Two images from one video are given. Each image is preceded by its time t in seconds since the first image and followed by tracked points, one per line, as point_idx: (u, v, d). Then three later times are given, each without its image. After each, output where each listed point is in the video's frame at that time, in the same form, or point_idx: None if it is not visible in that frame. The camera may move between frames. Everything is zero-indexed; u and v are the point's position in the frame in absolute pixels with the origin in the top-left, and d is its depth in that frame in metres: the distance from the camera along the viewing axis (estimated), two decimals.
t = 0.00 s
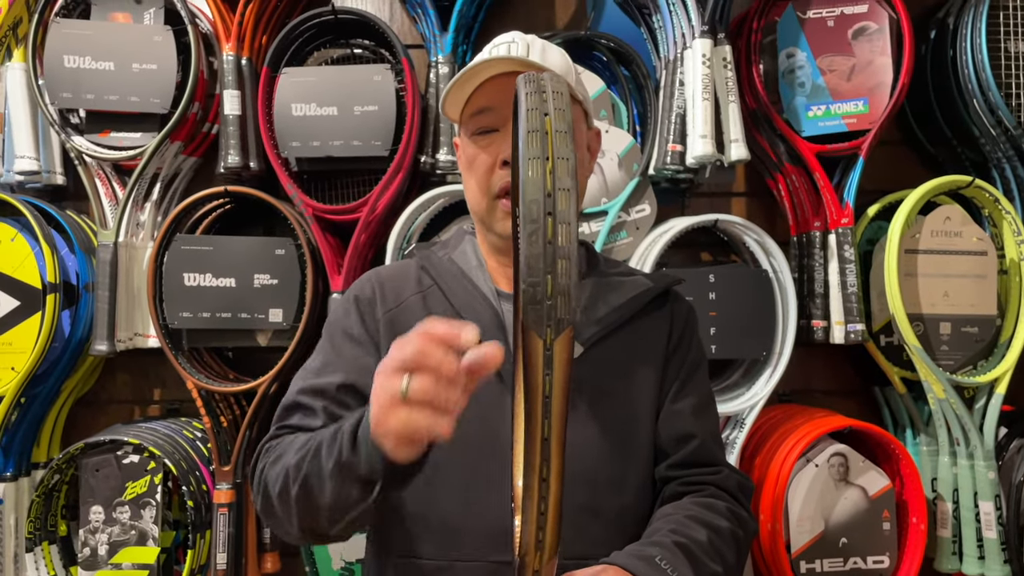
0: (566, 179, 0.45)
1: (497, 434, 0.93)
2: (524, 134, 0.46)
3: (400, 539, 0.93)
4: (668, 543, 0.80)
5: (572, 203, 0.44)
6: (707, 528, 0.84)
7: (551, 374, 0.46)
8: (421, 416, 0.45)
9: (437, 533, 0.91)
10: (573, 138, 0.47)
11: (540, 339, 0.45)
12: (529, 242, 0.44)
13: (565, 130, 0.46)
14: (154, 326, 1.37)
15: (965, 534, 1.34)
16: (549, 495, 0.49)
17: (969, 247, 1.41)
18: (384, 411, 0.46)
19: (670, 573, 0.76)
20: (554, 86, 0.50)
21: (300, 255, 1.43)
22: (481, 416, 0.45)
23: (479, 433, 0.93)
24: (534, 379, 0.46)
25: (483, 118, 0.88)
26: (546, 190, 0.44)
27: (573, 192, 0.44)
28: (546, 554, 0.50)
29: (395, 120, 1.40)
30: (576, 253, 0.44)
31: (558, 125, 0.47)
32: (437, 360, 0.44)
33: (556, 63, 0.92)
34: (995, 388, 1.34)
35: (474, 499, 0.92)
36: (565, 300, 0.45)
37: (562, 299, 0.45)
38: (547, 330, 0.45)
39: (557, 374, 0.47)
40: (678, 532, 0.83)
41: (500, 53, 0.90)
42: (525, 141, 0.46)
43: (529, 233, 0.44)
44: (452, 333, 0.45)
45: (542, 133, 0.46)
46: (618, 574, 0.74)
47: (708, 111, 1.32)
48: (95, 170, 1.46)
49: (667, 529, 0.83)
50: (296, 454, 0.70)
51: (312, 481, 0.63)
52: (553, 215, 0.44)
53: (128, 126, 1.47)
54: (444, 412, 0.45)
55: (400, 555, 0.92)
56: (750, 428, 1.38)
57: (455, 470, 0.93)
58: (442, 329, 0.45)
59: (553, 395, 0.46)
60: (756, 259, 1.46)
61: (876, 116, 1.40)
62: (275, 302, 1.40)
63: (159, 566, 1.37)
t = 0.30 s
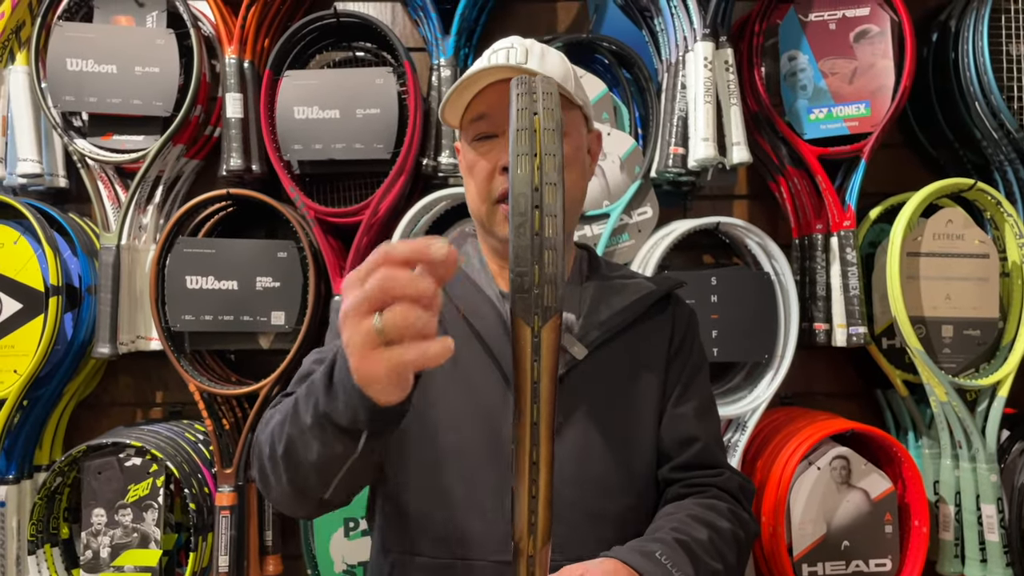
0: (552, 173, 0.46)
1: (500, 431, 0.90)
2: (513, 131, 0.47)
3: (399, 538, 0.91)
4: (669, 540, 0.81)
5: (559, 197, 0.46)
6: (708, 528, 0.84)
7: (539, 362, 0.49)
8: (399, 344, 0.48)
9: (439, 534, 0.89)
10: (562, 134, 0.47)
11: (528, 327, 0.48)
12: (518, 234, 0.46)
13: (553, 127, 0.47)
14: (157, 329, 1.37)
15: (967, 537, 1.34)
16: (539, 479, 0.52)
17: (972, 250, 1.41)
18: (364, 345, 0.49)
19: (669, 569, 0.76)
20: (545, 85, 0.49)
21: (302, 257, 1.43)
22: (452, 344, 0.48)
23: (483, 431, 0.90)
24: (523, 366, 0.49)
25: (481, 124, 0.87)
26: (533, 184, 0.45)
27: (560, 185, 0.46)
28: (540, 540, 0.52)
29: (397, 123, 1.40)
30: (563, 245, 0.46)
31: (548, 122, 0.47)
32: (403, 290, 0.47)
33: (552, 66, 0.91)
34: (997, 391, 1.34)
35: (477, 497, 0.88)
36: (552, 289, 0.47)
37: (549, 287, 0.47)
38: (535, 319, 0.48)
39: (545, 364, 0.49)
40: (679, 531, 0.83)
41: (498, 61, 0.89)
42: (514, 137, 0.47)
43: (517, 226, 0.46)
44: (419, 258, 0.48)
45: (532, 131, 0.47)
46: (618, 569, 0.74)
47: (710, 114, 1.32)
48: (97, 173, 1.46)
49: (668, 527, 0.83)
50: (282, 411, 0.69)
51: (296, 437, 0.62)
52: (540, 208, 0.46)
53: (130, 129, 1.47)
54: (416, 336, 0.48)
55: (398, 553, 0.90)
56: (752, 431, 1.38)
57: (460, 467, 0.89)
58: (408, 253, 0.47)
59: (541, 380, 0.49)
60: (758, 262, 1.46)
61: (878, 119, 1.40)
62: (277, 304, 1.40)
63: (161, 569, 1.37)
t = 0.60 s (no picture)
0: (548, 162, 0.45)
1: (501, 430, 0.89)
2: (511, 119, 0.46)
3: (406, 535, 0.84)
4: (662, 526, 0.78)
5: (555, 180, 0.44)
6: (701, 518, 0.83)
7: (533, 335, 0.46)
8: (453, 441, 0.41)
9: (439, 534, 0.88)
10: (558, 125, 0.46)
11: (523, 302, 0.45)
12: (514, 213, 0.44)
13: (549, 117, 0.46)
14: (158, 330, 1.37)
15: (968, 537, 1.34)
16: (530, 456, 0.48)
17: (972, 250, 1.41)
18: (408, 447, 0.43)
19: (662, 549, 0.73)
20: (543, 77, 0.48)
21: (303, 259, 1.43)
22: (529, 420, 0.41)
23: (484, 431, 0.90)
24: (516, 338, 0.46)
25: (475, 127, 0.87)
26: (528, 169, 0.44)
27: (555, 170, 0.44)
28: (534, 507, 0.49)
29: (397, 124, 1.40)
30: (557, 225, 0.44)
31: (544, 113, 0.46)
32: (460, 394, 0.40)
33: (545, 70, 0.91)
34: (998, 392, 1.34)
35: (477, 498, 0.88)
36: (547, 266, 0.45)
37: (544, 266, 0.45)
38: (530, 292, 0.45)
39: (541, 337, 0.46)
40: (672, 518, 0.81)
41: (490, 63, 0.88)
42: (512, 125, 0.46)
43: (513, 207, 0.45)
44: (474, 343, 0.40)
45: (529, 121, 0.46)
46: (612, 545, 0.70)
47: (710, 115, 1.32)
48: (98, 174, 1.46)
49: (662, 515, 0.81)
50: (298, 412, 0.64)
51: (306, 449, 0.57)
52: (536, 191, 0.44)
53: (130, 130, 1.48)
54: (477, 446, 0.41)
55: (401, 552, 0.84)
56: (752, 432, 1.38)
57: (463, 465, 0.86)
58: (464, 338, 0.39)
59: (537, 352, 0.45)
60: (758, 263, 1.46)
61: (879, 120, 1.40)
62: (278, 306, 1.41)
63: (162, 570, 1.37)
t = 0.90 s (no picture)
0: (570, 132, 0.43)
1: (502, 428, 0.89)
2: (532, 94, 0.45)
3: (412, 533, 0.84)
4: (667, 518, 0.78)
5: (577, 150, 0.43)
6: (704, 511, 0.83)
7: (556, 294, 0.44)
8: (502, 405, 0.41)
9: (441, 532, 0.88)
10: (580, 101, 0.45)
11: (545, 263, 0.43)
12: (536, 178, 0.42)
13: (570, 94, 0.44)
14: (158, 329, 1.37)
15: (970, 536, 1.33)
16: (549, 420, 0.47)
17: (973, 249, 1.41)
18: (451, 415, 0.43)
19: (668, 539, 0.73)
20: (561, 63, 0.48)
21: (303, 258, 1.43)
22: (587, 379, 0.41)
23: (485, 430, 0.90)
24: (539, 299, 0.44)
25: (479, 126, 0.85)
26: (551, 135, 0.42)
27: (578, 140, 0.43)
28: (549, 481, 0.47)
29: (398, 124, 1.40)
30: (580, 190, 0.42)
31: (565, 88, 0.45)
32: (519, 354, 0.39)
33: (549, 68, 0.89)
34: (999, 391, 1.34)
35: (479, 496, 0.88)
36: (569, 230, 0.43)
37: (567, 228, 0.43)
38: (552, 254, 0.43)
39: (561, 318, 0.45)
40: (678, 512, 0.81)
41: (494, 62, 0.85)
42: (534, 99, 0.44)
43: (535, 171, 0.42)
44: (531, 313, 0.39)
45: (551, 96, 0.44)
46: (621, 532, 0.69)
47: (711, 114, 1.32)
48: (98, 174, 1.46)
49: (667, 508, 0.81)
50: (313, 401, 0.64)
51: (324, 434, 0.57)
52: (559, 157, 0.42)
53: (130, 129, 1.47)
54: (534, 406, 0.40)
55: (409, 550, 0.84)
56: (753, 431, 1.38)
57: (467, 464, 0.85)
58: (521, 309, 0.39)
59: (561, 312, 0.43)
60: (759, 262, 1.46)
61: (880, 119, 1.40)
62: (279, 305, 1.40)
63: (163, 569, 1.37)
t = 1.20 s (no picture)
0: (566, 99, 0.43)
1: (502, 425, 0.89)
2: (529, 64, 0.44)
3: (412, 530, 0.84)
4: (670, 507, 0.79)
5: (574, 117, 0.43)
6: (706, 502, 0.83)
7: (553, 261, 0.45)
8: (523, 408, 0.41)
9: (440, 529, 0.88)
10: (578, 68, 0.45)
11: (542, 229, 0.44)
12: (532, 147, 0.43)
13: (566, 62, 0.44)
14: (157, 327, 1.37)
15: (969, 534, 1.33)
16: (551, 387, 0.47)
17: (972, 246, 1.41)
18: (469, 420, 0.43)
19: (671, 525, 0.74)
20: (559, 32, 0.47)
21: (302, 256, 1.43)
22: (610, 376, 0.41)
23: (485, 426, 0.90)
24: (536, 266, 0.45)
25: (482, 122, 0.85)
26: (547, 103, 0.43)
27: (575, 107, 0.43)
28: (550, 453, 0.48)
29: (397, 121, 1.40)
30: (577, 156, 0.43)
31: (562, 58, 0.45)
32: (544, 354, 0.40)
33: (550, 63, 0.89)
34: (999, 389, 1.34)
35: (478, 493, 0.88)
36: (567, 195, 0.44)
37: (563, 194, 0.44)
38: (549, 219, 0.44)
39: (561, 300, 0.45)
40: (679, 502, 0.81)
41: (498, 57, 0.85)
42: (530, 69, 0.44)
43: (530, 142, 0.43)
44: (552, 319, 0.40)
45: (547, 65, 0.44)
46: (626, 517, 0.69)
47: (710, 111, 1.32)
48: (98, 172, 1.46)
49: (669, 499, 0.82)
50: (315, 401, 0.63)
51: (330, 435, 0.57)
52: (554, 126, 0.43)
53: (130, 128, 1.48)
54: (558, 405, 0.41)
55: (409, 547, 0.84)
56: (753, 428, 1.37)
57: (467, 461, 0.85)
58: (543, 315, 0.39)
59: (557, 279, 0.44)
60: (758, 260, 1.46)
61: (879, 116, 1.40)
62: (278, 303, 1.40)
63: (162, 568, 1.37)
